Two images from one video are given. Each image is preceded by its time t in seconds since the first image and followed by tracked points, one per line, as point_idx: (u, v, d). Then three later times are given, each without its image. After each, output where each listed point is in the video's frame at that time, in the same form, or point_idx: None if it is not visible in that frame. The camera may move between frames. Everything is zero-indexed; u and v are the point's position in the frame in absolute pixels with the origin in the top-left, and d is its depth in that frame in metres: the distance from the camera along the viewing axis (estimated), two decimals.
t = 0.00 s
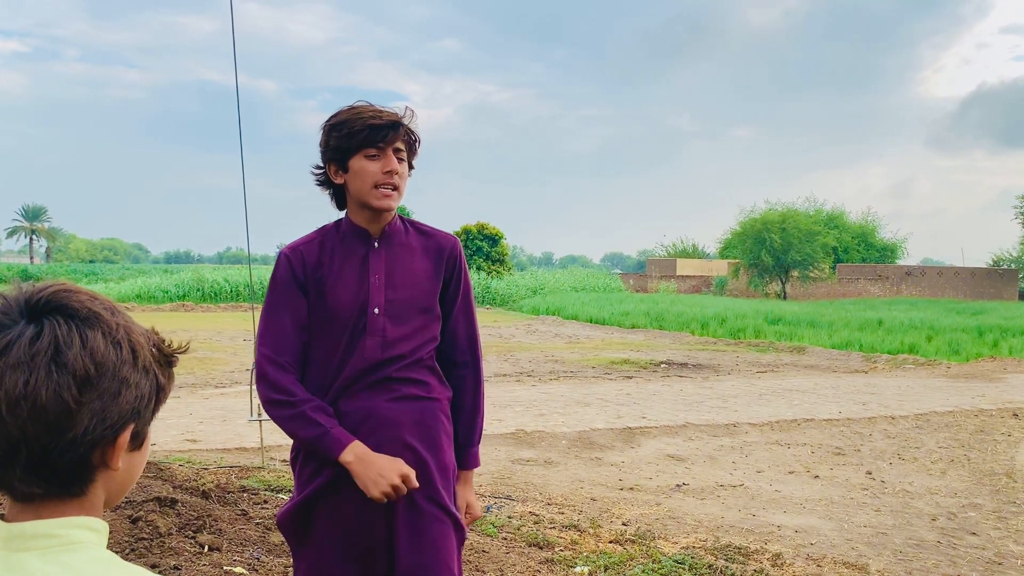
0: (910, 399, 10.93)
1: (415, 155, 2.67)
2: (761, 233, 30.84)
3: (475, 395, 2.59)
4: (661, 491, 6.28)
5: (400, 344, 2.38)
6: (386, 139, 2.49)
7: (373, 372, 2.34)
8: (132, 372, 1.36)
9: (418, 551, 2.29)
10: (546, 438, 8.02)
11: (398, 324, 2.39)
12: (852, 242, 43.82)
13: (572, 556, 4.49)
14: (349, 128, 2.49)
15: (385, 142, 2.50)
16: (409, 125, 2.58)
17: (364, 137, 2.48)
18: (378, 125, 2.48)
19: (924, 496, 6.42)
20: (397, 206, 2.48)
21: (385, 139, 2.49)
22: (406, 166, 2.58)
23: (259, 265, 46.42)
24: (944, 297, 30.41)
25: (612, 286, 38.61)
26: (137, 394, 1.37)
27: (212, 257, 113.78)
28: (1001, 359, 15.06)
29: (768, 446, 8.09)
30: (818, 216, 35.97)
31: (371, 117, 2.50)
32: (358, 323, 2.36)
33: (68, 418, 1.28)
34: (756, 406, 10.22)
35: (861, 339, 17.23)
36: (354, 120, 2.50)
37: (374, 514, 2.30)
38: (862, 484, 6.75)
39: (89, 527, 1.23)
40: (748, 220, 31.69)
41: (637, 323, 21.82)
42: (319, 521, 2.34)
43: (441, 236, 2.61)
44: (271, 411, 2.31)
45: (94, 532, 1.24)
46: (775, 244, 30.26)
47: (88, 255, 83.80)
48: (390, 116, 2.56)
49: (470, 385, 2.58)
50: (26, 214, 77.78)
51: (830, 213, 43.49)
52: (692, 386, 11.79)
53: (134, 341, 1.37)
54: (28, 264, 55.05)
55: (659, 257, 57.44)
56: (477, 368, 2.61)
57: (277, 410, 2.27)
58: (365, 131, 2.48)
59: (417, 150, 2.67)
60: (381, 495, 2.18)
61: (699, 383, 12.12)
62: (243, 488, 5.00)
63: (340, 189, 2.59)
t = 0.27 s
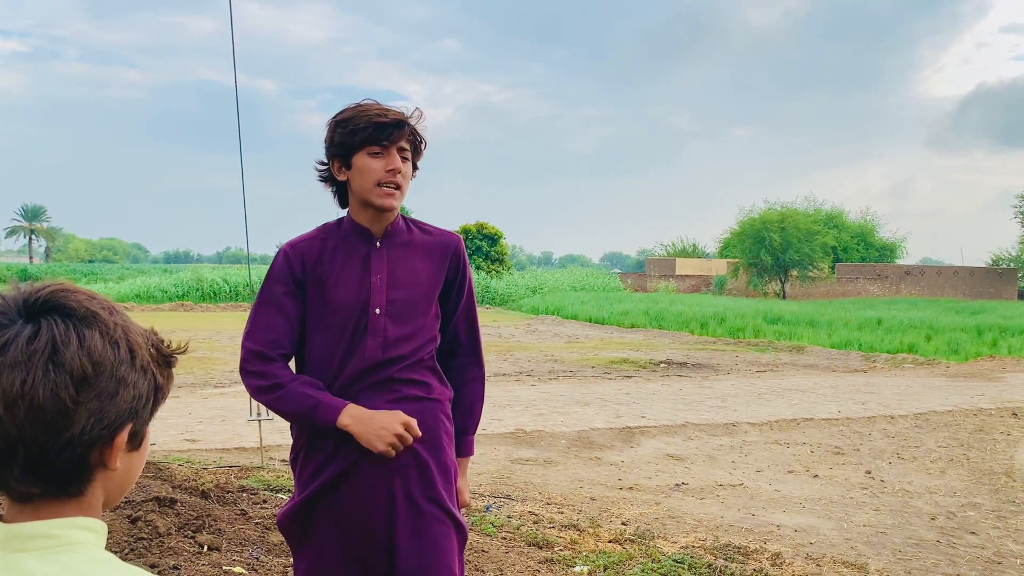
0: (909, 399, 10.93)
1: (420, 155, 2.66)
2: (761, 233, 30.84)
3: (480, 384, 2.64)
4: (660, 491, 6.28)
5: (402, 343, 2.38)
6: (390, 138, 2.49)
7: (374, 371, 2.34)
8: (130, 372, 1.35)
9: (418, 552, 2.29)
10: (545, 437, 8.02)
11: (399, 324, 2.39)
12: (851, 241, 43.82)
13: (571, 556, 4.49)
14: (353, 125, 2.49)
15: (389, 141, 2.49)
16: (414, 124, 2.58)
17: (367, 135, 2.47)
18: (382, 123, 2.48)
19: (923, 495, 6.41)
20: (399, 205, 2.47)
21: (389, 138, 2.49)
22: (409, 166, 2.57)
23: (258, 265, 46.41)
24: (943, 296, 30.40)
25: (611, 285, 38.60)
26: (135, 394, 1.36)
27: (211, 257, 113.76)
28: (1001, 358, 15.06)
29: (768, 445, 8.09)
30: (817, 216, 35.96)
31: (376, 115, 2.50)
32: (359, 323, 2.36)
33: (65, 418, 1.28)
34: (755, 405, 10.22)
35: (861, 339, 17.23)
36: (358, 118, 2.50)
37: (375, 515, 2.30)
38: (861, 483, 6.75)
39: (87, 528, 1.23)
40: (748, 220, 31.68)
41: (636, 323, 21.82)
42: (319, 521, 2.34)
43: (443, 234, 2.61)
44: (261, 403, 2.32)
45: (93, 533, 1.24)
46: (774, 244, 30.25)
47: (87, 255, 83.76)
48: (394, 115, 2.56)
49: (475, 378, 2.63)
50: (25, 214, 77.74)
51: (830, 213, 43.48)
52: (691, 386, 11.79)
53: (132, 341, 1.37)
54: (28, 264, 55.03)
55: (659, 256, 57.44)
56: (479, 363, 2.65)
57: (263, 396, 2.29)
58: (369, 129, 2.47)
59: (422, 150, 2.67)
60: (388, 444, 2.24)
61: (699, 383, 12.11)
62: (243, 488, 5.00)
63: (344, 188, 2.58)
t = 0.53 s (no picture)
0: (907, 399, 10.94)
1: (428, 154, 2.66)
2: (759, 233, 30.88)
3: (495, 380, 2.66)
4: (658, 491, 6.28)
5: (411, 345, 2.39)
6: (399, 138, 2.48)
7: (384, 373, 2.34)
8: (123, 373, 1.35)
9: (427, 555, 2.29)
10: (543, 437, 8.02)
11: (409, 326, 2.39)
12: (849, 241, 43.87)
13: (569, 556, 4.49)
14: (361, 126, 2.48)
15: (397, 141, 2.48)
16: (422, 123, 2.57)
17: (376, 134, 2.47)
18: (390, 123, 2.47)
19: (921, 496, 6.42)
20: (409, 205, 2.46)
21: (397, 137, 2.48)
22: (418, 165, 2.57)
23: (256, 265, 46.39)
24: (941, 297, 30.43)
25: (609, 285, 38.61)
26: (129, 394, 1.36)
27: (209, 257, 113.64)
28: (998, 358, 15.09)
29: (765, 445, 8.10)
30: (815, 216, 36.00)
31: (384, 115, 2.49)
32: (369, 325, 2.37)
33: (58, 419, 1.27)
34: (753, 406, 10.23)
35: (858, 339, 17.26)
36: (367, 118, 2.49)
37: (384, 519, 2.29)
38: (859, 483, 6.76)
39: (82, 530, 1.23)
40: (746, 220, 31.71)
41: (635, 323, 21.83)
42: (328, 524, 2.34)
43: (452, 234, 2.62)
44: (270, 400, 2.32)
45: (88, 535, 1.24)
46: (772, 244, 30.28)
47: (85, 255, 83.68)
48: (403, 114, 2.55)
49: (489, 374, 2.65)
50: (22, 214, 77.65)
51: (827, 213, 43.52)
52: (689, 386, 11.80)
53: (125, 342, 1.37)
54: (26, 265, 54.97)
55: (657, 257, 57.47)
56: (495, 358, 2.68)
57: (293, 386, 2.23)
58: (378, 129, 2.47)
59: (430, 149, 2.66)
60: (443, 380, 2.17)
61: (697, 383, 12.12)
62: (241, 488, 5.00)
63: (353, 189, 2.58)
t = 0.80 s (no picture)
0: (902, 401, 10.98)
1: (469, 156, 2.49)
2: (755, 235, 30.97)
3: (548, 389, 2.54)
4: (654, 492, 6.29)
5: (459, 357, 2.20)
6: (440, 139, 2.31)
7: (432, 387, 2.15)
8: (116, 374, 1.35)
9: None
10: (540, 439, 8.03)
11: (455, 336, 2.21)
12: (845, 243, 43.99)
13: (566, 558, 4.50)
14: (400, 127, 2.31)
15: (438, 142, 2.32)
16: (462, 124, 2.41)
17: (415, 136, 2.30)
18: (430, 124, 2.31)
19: (916, 498, 6.44)
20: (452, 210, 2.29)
21: (438, 139, 2.31)
22: (460, 167, 2.40)
23: (253, 266, 46.39)
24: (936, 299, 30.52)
25: (606, 287, 38.67)
26: (122, 395, 1.36)
27: (205, 257, 113.52)
28: (994, 360, 15.14)
29: (761, 447, 8.11)
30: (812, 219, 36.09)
31: (424, 115, 2.33)
32: (415, 336, 2.17)
33: (51, 421, 1.28)
34: (749, 407, 10.25)
35: (855, 341, 17.30)
36: (405, 119, 2.32)
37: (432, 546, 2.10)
38: (855, 485, 6.77)
39: (76, 531, 1.23)
40: (742, 222, 31.79)
41: (632, 325, 21.87)
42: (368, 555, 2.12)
43: (491, 238, 2.45)
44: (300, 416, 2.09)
45: (82, 537, 1.24)
46: (768, 246, 30.36)
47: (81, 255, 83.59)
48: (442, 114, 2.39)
49: (543, 382, 2.54)
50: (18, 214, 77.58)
51: (824, 215, 43.64)
52: (686, 387, 11.82)
53: (119, 343, 1.37)
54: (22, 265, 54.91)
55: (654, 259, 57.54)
56: (548, 365, 2.57)
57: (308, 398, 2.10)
58: (418, 131, 2.30)
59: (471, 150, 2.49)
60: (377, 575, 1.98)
61: (693, 385, 12.15)
62: (238, 490, 5.00)
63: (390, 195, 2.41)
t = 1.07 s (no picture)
0: (897, 404, 11.00)
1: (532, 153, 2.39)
2: (751, 238, 31.00)
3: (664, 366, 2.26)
4: (650, 495, 6.29)
5: (515, 371, 2.15)
6: (503, 143, 2.22)
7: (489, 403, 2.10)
8: (109, 376, 1.35)
9: None
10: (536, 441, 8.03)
11: (513, 350, 2.16)
12: (840, 246, 44.06)
13: (561, 560, 4.50)
14: (460, 129, 2.23)
15: (501, 145, 2.23)
16: (525, 123, 2.31)
17: (476, 140, 2.22)
18: (493, 127, 2.22)
19: (910, 501, 6.45)
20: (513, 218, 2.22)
21: (501, 143, 2.22)
22: (522, 168, 2.31)
23: (249, 267, 46.28)
24: (931, 303, 30.58)
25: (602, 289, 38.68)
26: (115, 398, 1.36)
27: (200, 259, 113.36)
28: (988, 364, 15.18)
29: (757, 450, 8.12)
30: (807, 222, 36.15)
31: (485, 117, 2.23)
32: (473, 350, 2.11)
33: (44, 425, 1.27)
34: (745, 410, 10.26)
35: (850, 344, 17.33)
36: (465, 121, 2.24)
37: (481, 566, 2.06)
38: (850, 488, 6.78)
39: (71, 534, 1.24)
40: (738, 225, 31.83)
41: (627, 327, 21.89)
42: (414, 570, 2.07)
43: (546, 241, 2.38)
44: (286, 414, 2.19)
45: (77, 539, 1.25)
46: (764, 249, 30.39)
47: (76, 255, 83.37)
48: (504, 112, 2.29)
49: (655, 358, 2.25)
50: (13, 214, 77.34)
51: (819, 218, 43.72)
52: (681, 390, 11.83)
53: (111, 345, 1.37)
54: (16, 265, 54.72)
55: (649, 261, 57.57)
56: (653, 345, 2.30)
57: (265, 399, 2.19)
58: (479, 135, 2.21)
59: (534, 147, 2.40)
60: (219, 527, 2.15)
61: (688, 387, 12.16)
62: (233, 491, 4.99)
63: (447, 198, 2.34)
